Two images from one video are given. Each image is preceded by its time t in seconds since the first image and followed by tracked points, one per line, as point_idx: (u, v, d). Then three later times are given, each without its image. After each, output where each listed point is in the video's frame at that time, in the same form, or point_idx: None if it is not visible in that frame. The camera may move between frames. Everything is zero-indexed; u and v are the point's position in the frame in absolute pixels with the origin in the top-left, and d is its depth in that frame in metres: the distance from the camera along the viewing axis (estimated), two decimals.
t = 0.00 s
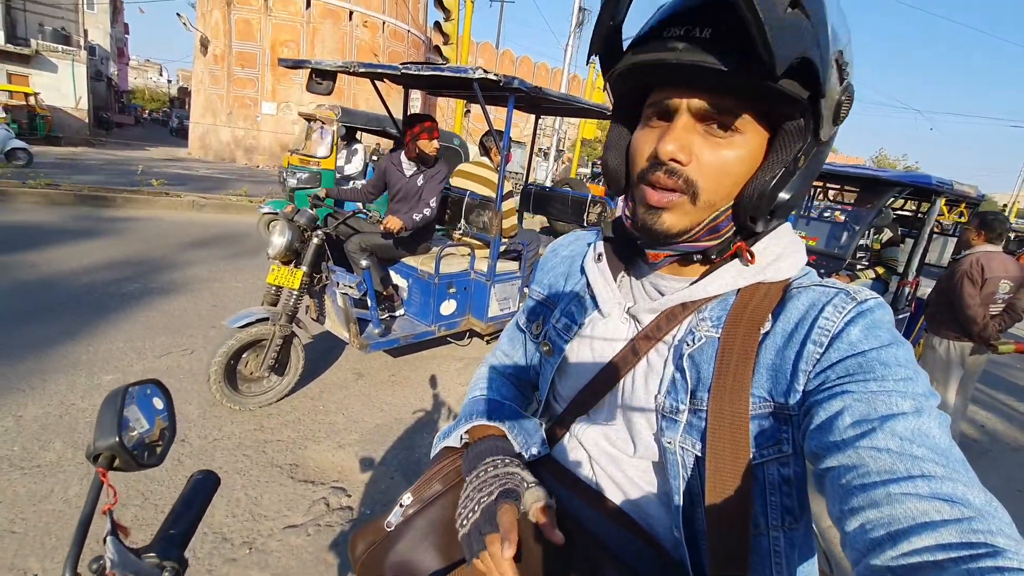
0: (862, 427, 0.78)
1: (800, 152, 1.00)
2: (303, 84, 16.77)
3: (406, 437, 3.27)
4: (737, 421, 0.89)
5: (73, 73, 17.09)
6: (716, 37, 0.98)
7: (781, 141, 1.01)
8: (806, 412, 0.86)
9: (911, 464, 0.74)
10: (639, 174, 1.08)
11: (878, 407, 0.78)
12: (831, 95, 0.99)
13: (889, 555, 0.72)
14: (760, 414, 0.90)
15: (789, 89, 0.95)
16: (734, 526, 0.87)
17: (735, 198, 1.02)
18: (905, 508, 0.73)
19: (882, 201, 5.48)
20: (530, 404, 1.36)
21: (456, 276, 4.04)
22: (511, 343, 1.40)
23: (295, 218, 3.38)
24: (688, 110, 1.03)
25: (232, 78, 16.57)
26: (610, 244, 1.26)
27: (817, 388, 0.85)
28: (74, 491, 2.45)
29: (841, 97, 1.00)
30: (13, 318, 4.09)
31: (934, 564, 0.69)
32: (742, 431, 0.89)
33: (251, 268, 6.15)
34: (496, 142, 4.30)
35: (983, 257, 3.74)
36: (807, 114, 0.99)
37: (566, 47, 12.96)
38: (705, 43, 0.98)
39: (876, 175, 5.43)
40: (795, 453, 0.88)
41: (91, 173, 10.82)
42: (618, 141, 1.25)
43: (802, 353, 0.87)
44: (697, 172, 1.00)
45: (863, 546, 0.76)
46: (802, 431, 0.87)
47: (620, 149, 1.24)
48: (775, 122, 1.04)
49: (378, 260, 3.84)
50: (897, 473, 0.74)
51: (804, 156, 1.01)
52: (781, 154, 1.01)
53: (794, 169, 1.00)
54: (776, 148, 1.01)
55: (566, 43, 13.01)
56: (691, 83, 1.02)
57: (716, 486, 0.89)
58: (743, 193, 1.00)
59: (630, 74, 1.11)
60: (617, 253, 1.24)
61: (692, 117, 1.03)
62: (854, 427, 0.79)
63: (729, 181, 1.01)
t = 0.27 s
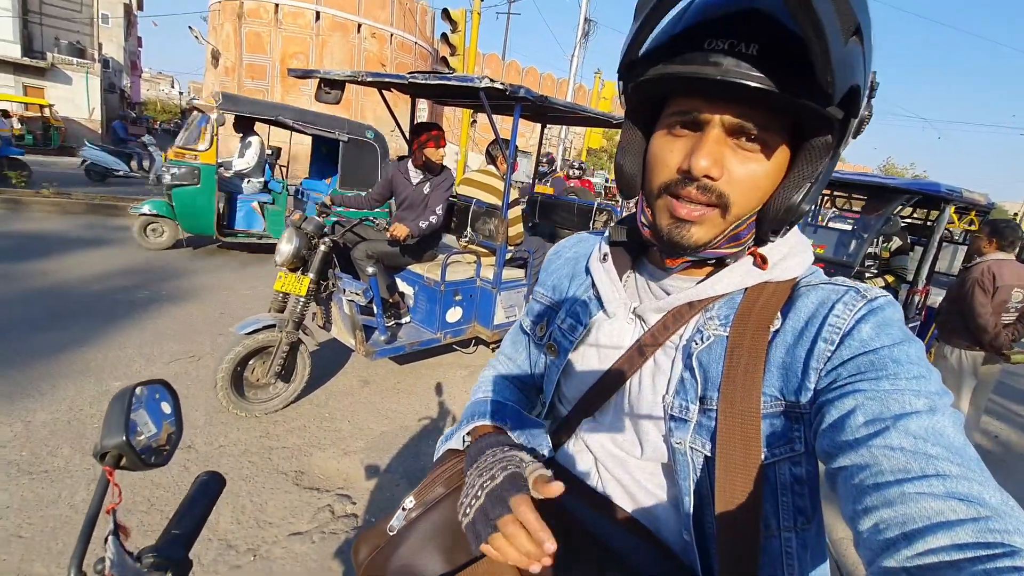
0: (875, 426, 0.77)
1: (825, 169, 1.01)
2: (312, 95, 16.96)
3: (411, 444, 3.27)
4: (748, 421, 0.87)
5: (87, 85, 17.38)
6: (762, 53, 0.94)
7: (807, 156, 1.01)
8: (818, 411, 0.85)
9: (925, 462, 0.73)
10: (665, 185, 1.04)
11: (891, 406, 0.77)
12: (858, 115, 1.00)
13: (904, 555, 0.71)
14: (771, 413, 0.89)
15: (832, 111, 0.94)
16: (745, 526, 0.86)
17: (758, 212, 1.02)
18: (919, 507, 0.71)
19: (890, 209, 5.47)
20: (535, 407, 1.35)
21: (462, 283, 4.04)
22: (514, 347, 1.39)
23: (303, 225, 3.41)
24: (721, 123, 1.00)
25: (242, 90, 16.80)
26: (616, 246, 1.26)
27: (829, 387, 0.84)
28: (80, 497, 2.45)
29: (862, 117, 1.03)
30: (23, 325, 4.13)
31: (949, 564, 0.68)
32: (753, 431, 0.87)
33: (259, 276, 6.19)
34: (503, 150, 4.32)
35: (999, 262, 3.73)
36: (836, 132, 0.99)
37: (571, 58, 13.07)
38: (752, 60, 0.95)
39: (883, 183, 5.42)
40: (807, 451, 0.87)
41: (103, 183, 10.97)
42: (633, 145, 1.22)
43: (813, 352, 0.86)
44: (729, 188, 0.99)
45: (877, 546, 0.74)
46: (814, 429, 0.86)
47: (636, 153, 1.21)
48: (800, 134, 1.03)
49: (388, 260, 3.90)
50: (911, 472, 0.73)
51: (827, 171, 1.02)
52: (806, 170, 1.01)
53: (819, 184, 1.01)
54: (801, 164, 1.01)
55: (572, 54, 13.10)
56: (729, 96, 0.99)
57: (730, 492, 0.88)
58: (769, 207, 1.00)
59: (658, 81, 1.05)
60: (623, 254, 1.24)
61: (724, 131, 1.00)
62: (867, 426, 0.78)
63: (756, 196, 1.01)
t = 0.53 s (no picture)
0: (887, 429, 0.77)
1: (835, 172, 1.01)
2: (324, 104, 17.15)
3: (419, 449, 3.27)
4: (759, 424, 0.86)
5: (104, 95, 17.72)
6: (775, 54, 0.95)
7: (817, 159, 1.01)
8: (829, 413, 0.85)
9: (938, 467, 0.72)
10: (674, 186, 1.05)
11: (904, 409, 0.76)
12: (870, 118, 1.01)
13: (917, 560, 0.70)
14: (781, 415, 0.89)
15: (844, 114, 0.94)
16: (754, 535, 0.84)
17: (768, 214, 1.02)
18: (932, 512, 0.71)
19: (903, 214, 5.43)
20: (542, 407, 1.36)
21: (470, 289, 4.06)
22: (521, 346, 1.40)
23: (313, 231, 3.44)
24: (731, 125, 1.00)
25: (255, 99, 17.03)
26: (623, 247, 1.27)
27: (839, 389, 0.84)
28: (92, 499, 2.48)
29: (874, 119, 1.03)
30: (39, 329, 4.19)
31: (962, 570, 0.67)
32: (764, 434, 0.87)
33: (270, 282, 6.24)
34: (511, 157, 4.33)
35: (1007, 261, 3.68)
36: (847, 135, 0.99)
37: (580, 65, 13.13)
38: (762, 61, 0.95)
39: (896, 189, 5.38)
40: (817, 455, 0.87)
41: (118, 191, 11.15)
42: (642, 147, 1.22)
43: (824, 353, 0.86)
44: (739, 189, 0.99)
45: (889, 551, 0.74)
46: (825, 432, 0.85)
47: (645, 155, 1.21)
48: (811, 136, 1.04)
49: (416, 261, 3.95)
50: (924, 476, 0.73)
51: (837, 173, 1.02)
52: (816, 172, 1.01)
53: (830, 186, 1.01)
54: (812, 166, 1.02)
55: (581, 61, 13.16)
56: (739, 97, 0.99)
57: (739, 496, 0.86)
58: (779, 209, 1.00)
59: (669, 83, 1.06)
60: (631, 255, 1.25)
61: (734, 132, 1.00)
62: (878, 429, 0.77)
63: (766, 197, 1.01)
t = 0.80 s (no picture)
0: (898, 435, 0.76)
1: (844, 177, 1.00)
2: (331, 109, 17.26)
3: (425, 453, 3.27)
4: (767, 427, 0.86)
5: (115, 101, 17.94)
6: (786, 54, 0.95)
7: (826, 163, 1.01)
8: (838, 418, 0.84)
9: (950, 473, 0.72)
10: (680, 183, 1.05)
11: (916, 414, 0.76)
12: (883, 124, 1.00)
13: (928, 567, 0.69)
14: (790, 419, 0.88)
15: (854, 118, 0.94)
16: (764, 541, 0.84)
17: (774, 216, 1.02)
18: (944, 519, 0.70)
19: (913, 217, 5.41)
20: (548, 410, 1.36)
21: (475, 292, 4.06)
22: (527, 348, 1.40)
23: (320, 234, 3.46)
24: (739, 125, 1.00)
25: (263, 105, 17.18)
26: (631, 249, 1.27)
27: (849, 394, 0.83)
28: (101, 501, 2.49)
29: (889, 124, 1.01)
30: (50, 332, 4.24)
31: None
32: (772, 439, 0.86)
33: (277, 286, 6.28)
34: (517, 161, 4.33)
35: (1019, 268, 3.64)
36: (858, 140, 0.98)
37: (586, 69, 13.17)
38: (773, 61, 0.95)
39: (905, 191, 5.35)
40: (827, 460, 0.86)
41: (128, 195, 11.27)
42: (652, 144, 1.22)
43: (834, 357, 0.85)
44: (744, 190, 0.99)
45: (899, 558, 0.73)
46: (835, 437, 0.84)
47: (654, 152, 1.22)
48: (821, 140, 1.03)
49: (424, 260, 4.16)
50: (935, 483, 0.72)
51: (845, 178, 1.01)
52: (824, 177, 1.01)
53: (836, 192, 1.00)
54: (820, 170, 1.01)
55: (586, 66, 13.22)
56: (748, 96, 0.99)
57: (747, 500, 0.86)
58: (784, 212, 1.00)
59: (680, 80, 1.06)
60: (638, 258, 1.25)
61: (743, 133, 1.01)
62: (889, 434, 0.77)
63: (771, 199, 1.01)
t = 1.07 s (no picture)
0: (908, 444, 0.75)
1: (856, 181, 0.99)
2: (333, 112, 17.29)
3: (426, 456, 3.26)
4: (776, 436, 0.85)
5: (119, 105, 17.99)
6: (798, 59, 0.94)
7: (838, 167, 1.00)
8: (847, 426, 0.83)
9: (963, 484, 0.71)
10: (690, 189, 1.04)
11: (926, 423, 0.75)
12: (896, 128, 0.99)
13: None
14: (798, 428, 0.87)
15: (867, 122, 0.93)
16: (772, 552, 0.82)
17: (785, 221, 1.01)
18: (957, 530, 0.69)
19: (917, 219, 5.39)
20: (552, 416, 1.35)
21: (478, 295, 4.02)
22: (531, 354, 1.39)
23: (323, 238, 3.46)
24: (750, 130, 1.00)
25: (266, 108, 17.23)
26: (635, 255, 1.26)
27: (858, 402, 0.82)
28: (103, 505, 2.49)
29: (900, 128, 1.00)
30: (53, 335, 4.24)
31: None
32: (781, 447, 0.85)
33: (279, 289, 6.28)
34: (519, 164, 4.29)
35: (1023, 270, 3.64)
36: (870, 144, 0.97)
37: (588, 72, 13.19)
38: (787, 64, 0.94)
39: (908, 194, 5.34)
40: (836, 469, 0.85)
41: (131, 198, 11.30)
42: (658, 149, 1.21)
43: (844, 364, 0.84)
44: (756, 195, 0.98)
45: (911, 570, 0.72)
46: (843, 446, 0.83)
47: (661, 157, 1.21)
48: (832, 144, 1.02)
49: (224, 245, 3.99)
50: (947, 493, 0.71)
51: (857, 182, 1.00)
52: (836, 181, 1.00)
53: (849, 197, 0.99)
54: (831, 175, 1.00)
55: (588, 68, 13.23)
56: (760, 100, 0.98)
57: (756, 508, 0.84)
58: (796, 217, 0.99)
59: (689, 85, 1.05)
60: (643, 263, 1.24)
61: (753, 138, 1.00)
62: (899, 443, 0.76)
63: (783, 204, 1.00)
